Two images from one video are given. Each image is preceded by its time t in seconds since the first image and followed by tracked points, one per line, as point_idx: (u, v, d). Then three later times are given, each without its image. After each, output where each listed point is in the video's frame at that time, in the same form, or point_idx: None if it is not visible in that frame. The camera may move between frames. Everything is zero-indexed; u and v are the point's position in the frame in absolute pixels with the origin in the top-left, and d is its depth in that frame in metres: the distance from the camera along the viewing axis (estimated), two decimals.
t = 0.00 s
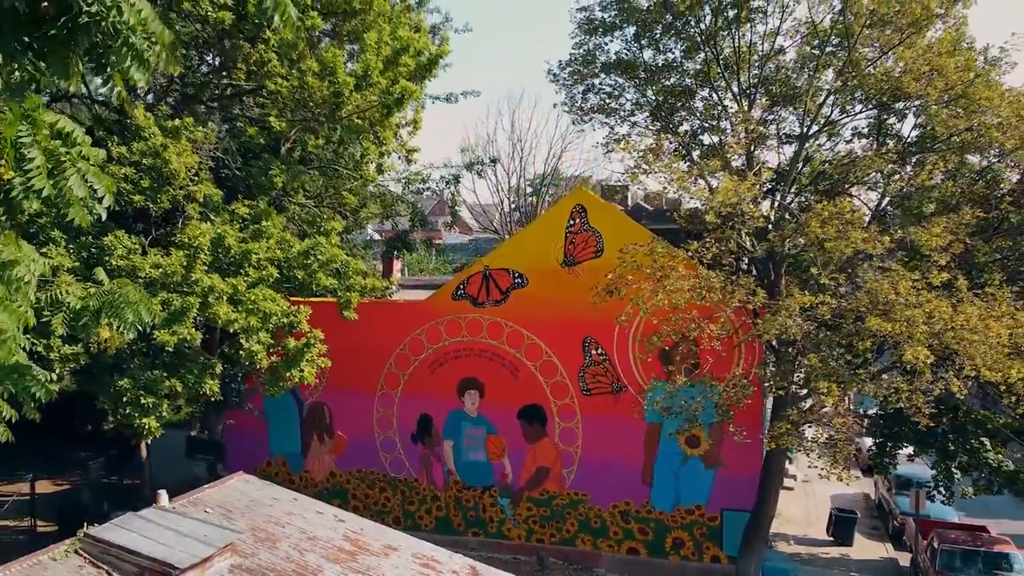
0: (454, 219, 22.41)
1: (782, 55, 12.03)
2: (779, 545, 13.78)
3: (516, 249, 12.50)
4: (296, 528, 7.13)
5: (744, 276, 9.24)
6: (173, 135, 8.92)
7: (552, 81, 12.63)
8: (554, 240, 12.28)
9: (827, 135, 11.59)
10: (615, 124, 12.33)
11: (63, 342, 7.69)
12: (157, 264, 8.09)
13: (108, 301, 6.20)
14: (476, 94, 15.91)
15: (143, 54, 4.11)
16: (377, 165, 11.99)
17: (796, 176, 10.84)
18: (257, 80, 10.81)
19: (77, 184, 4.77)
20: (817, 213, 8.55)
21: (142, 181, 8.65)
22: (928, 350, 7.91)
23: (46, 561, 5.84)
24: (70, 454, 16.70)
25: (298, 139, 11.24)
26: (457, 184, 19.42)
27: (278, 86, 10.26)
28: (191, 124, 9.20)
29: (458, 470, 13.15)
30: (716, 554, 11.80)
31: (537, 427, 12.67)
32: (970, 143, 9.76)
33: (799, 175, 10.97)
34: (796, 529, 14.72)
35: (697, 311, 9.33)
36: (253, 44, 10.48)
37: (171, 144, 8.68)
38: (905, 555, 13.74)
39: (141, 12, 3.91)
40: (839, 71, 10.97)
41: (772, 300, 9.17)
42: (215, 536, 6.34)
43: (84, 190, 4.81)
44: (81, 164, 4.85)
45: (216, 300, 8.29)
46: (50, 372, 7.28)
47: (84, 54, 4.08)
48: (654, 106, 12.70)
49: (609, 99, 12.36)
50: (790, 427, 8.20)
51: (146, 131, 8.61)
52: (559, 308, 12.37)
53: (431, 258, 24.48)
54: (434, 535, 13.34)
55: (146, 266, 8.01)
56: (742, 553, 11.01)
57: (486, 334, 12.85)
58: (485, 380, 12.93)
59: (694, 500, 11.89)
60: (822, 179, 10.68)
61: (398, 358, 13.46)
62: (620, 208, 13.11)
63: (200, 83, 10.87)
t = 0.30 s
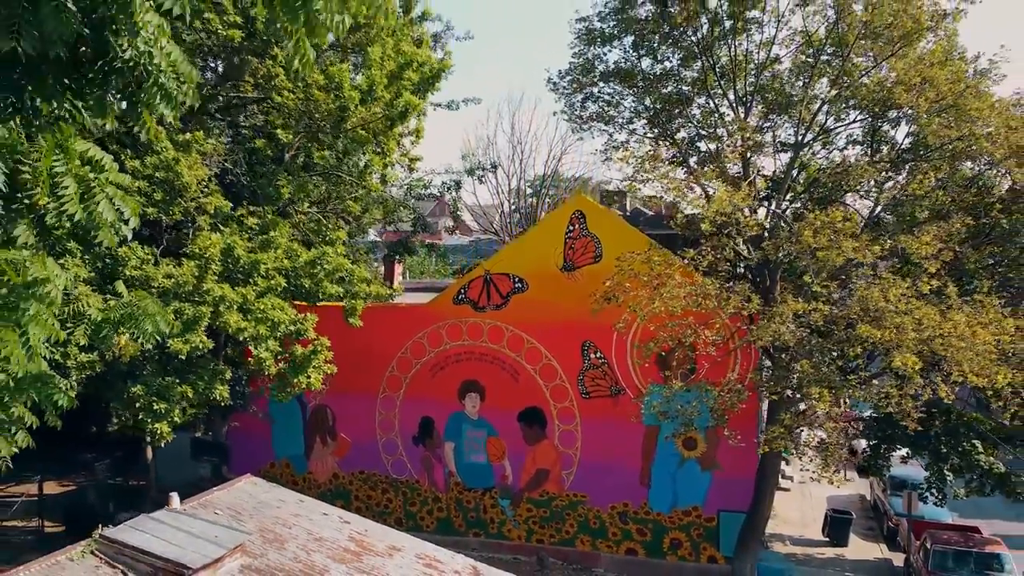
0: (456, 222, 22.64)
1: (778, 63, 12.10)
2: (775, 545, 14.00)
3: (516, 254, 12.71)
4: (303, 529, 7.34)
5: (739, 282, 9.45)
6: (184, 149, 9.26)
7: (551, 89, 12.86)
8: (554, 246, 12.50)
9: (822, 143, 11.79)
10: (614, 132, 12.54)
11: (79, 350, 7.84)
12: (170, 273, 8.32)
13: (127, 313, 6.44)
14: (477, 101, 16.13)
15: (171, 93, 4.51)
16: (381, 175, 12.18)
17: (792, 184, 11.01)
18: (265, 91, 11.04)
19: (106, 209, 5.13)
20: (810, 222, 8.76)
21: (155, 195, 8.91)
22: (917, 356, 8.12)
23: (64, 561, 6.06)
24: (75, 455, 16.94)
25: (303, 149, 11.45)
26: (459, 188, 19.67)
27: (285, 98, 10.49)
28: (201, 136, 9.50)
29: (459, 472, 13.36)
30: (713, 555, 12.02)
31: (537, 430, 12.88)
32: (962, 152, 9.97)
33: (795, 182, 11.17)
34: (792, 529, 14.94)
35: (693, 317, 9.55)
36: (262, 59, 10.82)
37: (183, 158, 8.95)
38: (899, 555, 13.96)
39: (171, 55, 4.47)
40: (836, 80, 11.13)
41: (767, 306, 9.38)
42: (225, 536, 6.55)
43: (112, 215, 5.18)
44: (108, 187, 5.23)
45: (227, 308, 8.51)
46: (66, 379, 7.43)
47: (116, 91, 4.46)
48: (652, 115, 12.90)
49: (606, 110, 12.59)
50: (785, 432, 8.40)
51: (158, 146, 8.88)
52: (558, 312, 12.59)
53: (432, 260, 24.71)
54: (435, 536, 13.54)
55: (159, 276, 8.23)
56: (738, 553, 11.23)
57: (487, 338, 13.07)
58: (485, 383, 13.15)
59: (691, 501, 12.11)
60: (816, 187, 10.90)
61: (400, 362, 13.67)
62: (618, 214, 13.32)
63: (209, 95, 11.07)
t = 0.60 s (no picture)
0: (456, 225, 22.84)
1: (773, 72, 12.22)
2: (771, 546, 14.23)
3: (516, 259, 12.92)
4: (309, 530, 7.55)
5: (734, 289, 9.67)
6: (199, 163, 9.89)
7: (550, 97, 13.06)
8: (553, 251, 12.71)
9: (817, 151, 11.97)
10: (612, 139, 12.74)
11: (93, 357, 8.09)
12: (180, 283, 8.57)
13: (140, 322, 6.63)
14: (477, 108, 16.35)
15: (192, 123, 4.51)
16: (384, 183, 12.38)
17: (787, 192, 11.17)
18: (271, 102, 11.25)
19: (132, 230, 4.96)
20: (804, 230, 8.96)
21: (166, 206, 9.37)
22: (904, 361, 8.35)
23: (80, 562, 6.27)
24: (80, 456, 17.18)
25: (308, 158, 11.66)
26: (459, 192, 19.86)
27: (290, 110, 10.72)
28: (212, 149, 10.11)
29: (460, 473, 13.58)
30: (709, 555, 12.25)
31: (537, 432, 13.10)
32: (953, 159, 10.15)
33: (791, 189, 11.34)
34: (788, 530, 15.16)
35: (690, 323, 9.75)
36: (270, 73, 11.16)
37: (192, 170, 9.33)
38: (893, 556, 14.18)
39: (196, 95, 4.59)
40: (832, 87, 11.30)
41: (762, 311, 9.58)
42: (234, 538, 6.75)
43: (137, 235, 5.01)
44: (133, 210, 4.98)
45: (236, 317, 8.71)
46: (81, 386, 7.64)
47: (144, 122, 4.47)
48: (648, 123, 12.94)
49: (605, 120, 12.83)
50: (779, 436, 8.61)
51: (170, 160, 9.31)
52: (557, 316, 12.81)
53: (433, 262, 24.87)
54: (437, 536, 13.76)
55: (170, 285, 8.49)
56: (734, 553, 11.45)
57: (487, 341, 13.28)
58: (486, 386, 13.36)
59: (689, 502, 12.34)
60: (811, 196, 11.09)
61: (402, 365, 13.89)
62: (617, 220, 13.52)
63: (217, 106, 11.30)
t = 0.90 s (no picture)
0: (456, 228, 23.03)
1: (769, 80, 12.36)
2: (767, 546, 14.45)
3: (516, 264, 13.13)
4: (315, 531, 7.76)
5: (729, 294, 9.88)
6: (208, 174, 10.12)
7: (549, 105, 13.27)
8: (553, 255, 12.91)
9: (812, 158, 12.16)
10: (610, 146, 12.94)
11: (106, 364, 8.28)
12: (190, 291, 8.73)
13: (152, 331, 6.87)
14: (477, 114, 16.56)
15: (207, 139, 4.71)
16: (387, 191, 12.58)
17: (782, 198, 11.37)
18: (276, 112, 11.45)
19: (154, 248, 5.14)
20: (796, 239, 9.19)
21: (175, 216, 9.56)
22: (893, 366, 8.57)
23: (94, 562, 6.50)
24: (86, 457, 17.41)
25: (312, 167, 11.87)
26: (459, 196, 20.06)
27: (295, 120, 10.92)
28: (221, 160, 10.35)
29: (460, 474, 13.80)
30: (706, 555, 12.47)
31: (537, 433, 13.31)
32: (944, 168, 10.36)
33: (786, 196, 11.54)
34: (785, 531, 15.38)
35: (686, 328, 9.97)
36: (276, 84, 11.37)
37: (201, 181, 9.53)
38: (888, 556, 14.39)
39: (217, 126, 4.86)
40: (828, 95, 11.47)
41: (757, 317, 9.79)
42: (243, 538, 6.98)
43: (158, 253, 5.20)
44: (154, 229, 5.19)
45: (244, 325, 8.93)
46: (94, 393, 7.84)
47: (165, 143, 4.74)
48: (646, 130, 13.11)
49: (603, 127, 13.03)
50: (772, 439, 8.83)
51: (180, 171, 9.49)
52: (556, 320, 13.01)
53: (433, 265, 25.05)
54: (438, 536, 13.97)
55: (180, 293, 8.67)
56: (730, 554, 11.65)
57: (487, 345, 13.50)
58: (487, 389, 13.58)
59: (685, 503, 12.55)
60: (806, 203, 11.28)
61: (403, 367, 14.11)
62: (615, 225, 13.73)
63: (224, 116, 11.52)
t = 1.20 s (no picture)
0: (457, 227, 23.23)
1: (765, 83, 12.53)
2: (763, 542, 14.71)
3: (516, 264, 13.35)
4: (320, 528, 7.98)
5: (724, 296, 10.10)
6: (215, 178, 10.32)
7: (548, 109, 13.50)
8: (552, 256, 13.13)
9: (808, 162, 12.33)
10: (608, 149, 13.15)
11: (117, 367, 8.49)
12: (199, 295, 8.94)
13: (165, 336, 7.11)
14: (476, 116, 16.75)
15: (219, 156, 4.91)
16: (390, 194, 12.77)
17: (777, 201, 11.55)
18: (281, 118, 11.65)
19: (171, 263, 5.37)
20: (789, 243, 9.41)
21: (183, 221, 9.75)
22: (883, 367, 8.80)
23: (108, 557, 6.74)
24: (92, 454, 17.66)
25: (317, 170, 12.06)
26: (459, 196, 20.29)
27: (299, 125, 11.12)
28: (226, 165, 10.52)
29: (461, 471, 14.04)
30: (702, 551, 12.71)
31: (536, 431, 13.55)
32: (935, 172, 10.58)
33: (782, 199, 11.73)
34: (781, 526, 15.64)
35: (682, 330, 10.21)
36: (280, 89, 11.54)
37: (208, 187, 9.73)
38: (881, 551, 14.65)
39: (234, 149, 5.04)
40: (823, 99, 11.63)
41: (751, 318, 10.02)
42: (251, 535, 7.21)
43: (176, 267, 5.40)
44: (172, 245, 5.43)
45: (251, 328, 9.14)
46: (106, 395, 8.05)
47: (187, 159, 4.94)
48: (644, 132, 13.28)
49: (602, 130, 13.22)
50: (766, 438, 9.05)
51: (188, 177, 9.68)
52: (555, 320, 13.24)
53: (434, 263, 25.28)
54: (439, 532, 14.22)
55: (190, 297, 8.89)
56: (725, 550, 11.88)
57: (487, 344, 13.72)
58: (487, 387, 13.81)
59: (682, 500, 12.79)
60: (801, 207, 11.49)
61: (405, 366, 14.33)
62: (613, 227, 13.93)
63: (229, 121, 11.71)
